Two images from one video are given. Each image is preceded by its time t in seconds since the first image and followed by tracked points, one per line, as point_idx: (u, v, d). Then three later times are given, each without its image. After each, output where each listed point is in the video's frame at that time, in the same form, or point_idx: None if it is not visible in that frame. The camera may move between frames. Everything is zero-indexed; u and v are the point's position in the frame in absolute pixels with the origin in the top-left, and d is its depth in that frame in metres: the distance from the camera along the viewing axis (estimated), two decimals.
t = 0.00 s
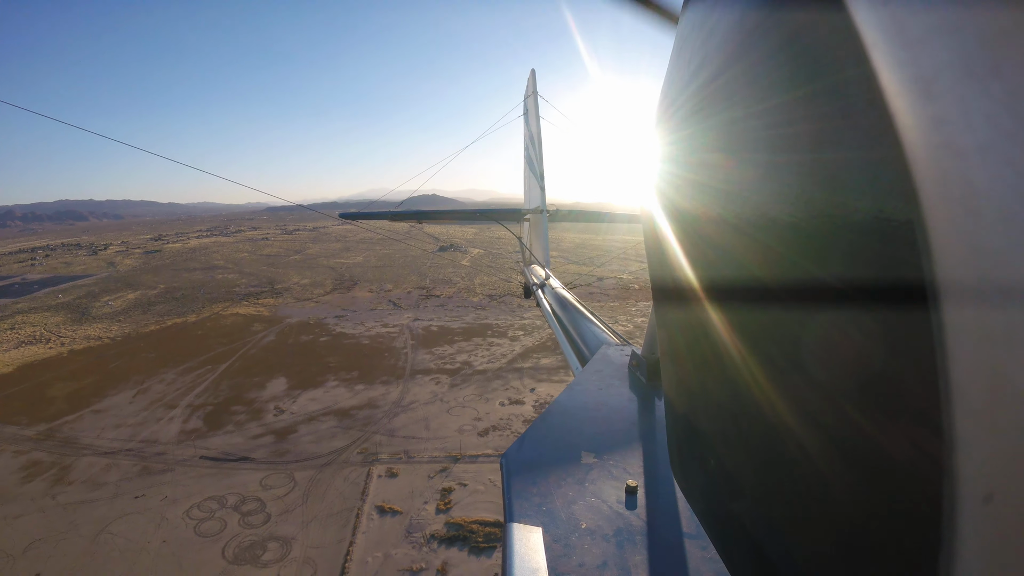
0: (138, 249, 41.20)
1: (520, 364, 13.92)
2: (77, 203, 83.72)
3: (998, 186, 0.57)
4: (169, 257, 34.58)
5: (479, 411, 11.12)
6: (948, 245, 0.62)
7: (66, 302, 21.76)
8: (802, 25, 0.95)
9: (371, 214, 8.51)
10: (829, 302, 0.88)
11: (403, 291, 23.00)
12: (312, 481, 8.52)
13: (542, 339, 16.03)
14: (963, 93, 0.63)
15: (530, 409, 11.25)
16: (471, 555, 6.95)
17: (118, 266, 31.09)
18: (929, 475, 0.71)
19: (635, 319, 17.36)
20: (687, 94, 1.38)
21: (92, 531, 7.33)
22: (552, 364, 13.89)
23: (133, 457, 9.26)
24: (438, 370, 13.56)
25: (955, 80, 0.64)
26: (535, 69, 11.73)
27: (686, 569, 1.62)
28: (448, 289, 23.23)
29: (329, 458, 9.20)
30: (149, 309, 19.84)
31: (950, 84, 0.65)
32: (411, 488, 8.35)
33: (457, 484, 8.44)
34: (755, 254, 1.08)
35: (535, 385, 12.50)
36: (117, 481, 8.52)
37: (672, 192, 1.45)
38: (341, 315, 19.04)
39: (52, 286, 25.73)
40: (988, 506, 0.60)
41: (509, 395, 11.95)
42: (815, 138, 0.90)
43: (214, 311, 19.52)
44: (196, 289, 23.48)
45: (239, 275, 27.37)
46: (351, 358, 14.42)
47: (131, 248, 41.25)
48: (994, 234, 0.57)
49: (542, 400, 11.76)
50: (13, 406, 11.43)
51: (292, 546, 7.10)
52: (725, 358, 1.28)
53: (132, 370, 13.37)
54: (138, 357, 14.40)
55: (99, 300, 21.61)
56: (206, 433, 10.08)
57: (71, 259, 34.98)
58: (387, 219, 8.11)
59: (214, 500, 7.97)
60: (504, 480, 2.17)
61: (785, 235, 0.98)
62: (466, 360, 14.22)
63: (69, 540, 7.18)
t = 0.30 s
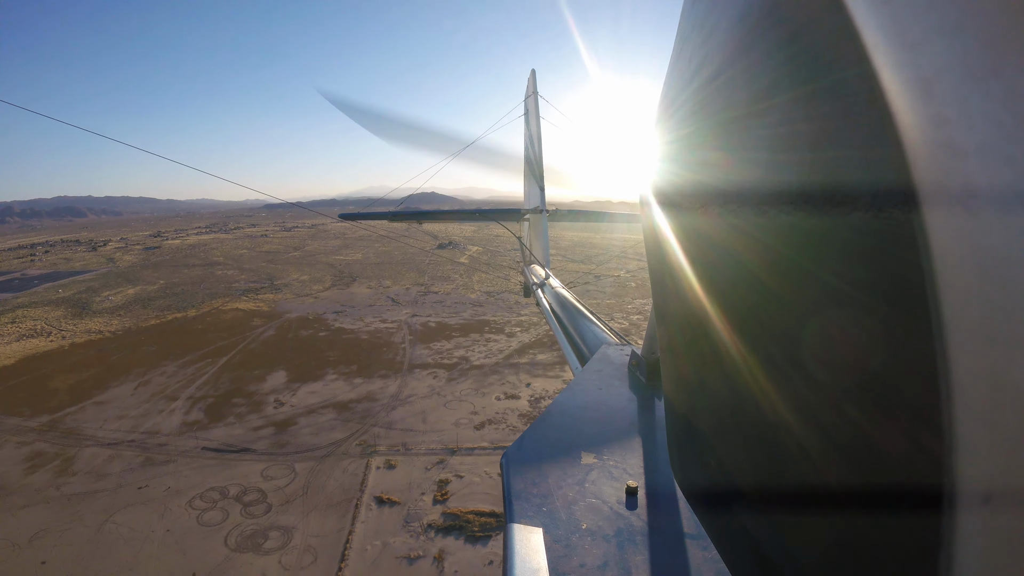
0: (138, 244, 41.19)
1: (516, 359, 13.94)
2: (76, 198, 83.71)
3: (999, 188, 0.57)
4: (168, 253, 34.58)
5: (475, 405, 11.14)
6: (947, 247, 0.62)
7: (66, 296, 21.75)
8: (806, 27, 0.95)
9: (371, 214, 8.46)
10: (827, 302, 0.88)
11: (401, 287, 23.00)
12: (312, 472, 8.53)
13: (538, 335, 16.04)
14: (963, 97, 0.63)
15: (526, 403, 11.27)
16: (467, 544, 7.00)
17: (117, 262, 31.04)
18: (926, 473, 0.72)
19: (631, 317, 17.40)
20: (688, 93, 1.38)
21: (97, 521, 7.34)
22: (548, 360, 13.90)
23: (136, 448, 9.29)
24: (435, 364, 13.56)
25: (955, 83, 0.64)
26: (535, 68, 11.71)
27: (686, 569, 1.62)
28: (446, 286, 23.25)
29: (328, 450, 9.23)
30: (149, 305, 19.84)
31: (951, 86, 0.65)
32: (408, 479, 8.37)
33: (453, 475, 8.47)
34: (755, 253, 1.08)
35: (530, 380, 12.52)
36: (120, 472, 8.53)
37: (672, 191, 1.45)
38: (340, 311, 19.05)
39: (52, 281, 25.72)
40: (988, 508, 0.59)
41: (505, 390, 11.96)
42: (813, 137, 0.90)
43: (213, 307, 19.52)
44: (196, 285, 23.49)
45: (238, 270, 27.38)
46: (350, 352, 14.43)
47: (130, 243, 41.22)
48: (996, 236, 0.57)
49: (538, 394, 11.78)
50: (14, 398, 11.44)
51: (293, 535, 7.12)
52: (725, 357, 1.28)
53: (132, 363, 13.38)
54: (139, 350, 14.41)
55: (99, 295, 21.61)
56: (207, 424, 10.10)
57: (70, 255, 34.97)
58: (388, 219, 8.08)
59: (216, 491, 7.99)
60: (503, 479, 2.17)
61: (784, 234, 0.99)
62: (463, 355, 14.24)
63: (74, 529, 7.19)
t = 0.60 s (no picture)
0: (138, 237, 41.23)
1: (513, 356, 13.96)
2: (76, 192, 83.66)
3: (998, 186, 0.57)
4: (168, 246, 34.57)
5: (472, 400, 11.18)
6: (947, 245, 0.63)
7: (67, 288, 21.78)
8: (808, 26, 0.95)
9: (370, 216, 8.42)
10: (827, 302, 0.88)
11: (400, 284, 23.03)
12: (311, 462, 8.60)
13: (536, 333, 16.06)
14: (963, 95, 0.63)
15: (522, 398, 11.32)
16: (462, 531, 7.09)
17: (116, 255, 31.04)
18: (926, 472, 0.72)
19: (628, 317, 17.48)
20: (687, 94, 1.38)
21: (100, 506, 7.40)
22: (544, 357, 13.93)
23: (137, 437, 9.33)
24: (433, 360, 13.59)
25: (957, 81, 0.64)
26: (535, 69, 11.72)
27: (686, 568, 1.63)
28: (445, 283, 23.28)
29: (328, 440, 9.27)
30: (150, 297, 19.89)
31: (951, 84, 0.65)
32: (405, 469, 8.46)
33: (450, 466, 8.54)
34: (755, 253, 1.08)
35: (527, 376, 12.56)
36: (123, 460, 8.59)
37: (672, 191, 1.45)
38: (340, 306, 19.07)
39: (52, 272, 25.75)
40: (988, 507, 0.59)
41: (502, 385, 12.00)
42: (813, 137, 0.91)
43: (213, 301, 19.56)
44: (196, 279, 23.53)
45: (238, 265, 27.40)
46: (349, 347, 14.46)
47: (129, 236, 41.25)
48: (996, 234, 0.57)
49: (534, 390, 11.83)
50: (18, 387, 11.50)
51: (292, 522, 7.19)
52: (725, 357, 1.28)
53: (134, 355, 13.41)
54: (141, 342, 14.45)
55: (100, 287, 21.65)
56: (208, 415, 10.15)
57: (70, 248, 34.99)
58: (387, 220, 8.07)
59: (218, 478, 8.05)
60: (503, 479, 2.17)
61: (784, 234, 0.99)
62: (461, 351, 14.28)
63: (77, 514, 7.25)
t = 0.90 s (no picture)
0: (144, 232, 41.40)
1: (514, 354, 14.00)
2: (79, 188, 83.73)
3: (1000, 185, 0.57)
4: (173, 242, 34.77)
5: (473, 396, 11.27)
6: (945, 245, 0.63)
7: (73, 283, 21.93)
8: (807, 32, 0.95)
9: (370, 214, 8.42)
10: (830, 302, 0.88)
11: (403, 282, 23.10)
12: (316, 455, 8.85)
13: (537, 332, 16.07)
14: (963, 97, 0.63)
15: (522, 396, 11.38)
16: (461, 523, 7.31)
17: (122, 250, 31.24)
18: (928, 472, 0.72)
19: (628, 317, 17.55)
20: (691, 95, 1.39)
21: (108, 496, 7.74)
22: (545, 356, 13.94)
23: (145, 431, 9.62)
24: (436, 357, 13.63)
25: (956, 82, 0.65)
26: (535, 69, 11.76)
27: (685, 569, 1.63)
28: (448, 282, 23.32)
29: (332, 436, 9.53)
30: (155, 293, 20.02)
31: (950, 86, 0.66)
32: (407, 464, 8.67)
33: (450, 461, 8.73)
34: (758, 254, 1.08)
35: (527, 374, 12.60)
36: (131, 453, 8.90)
37: (676, 191, 1.45)
38: (344, 303, 19.15)
39: (58, 267, 25.93)
40: (988, 508, 0.59)
41: (502, 382, 12.07)
42: (815, 139, 0.91)
43: (218, 297, 19.70)
44: (201, 275, 23.68)
45: (243, 262, 27.53)
46: (352, 343, 14.53)
47: (134, 232, 41.47)
48: (997, 234, 0.57)
49: (534, 387, 11.88)
50: (28, 381, 11.78)
51: (296, 512, 7.47)
52: (728, 357, 1.28)
53: (141, 351, 13.56)
54: (147, 338, 14.63)
55: (106, 283, 21.81)
56: (215, 410, 10.38)
57: (76, 243, 35.24)
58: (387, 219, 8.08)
59: (224, 471, 8.34)
60: (503, 480, 2.17)
61: (787, 234, 0.99)
62: (463, 348, 14.33)
63: (87, 503, 7.58)
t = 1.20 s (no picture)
0: (150, 235, 41.49)
1: (518, 353, 14.00)
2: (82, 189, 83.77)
3: (998, 182, 0.57)
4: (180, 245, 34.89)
5: (476, 394, 11.29)
6: (945, 242, 0.63)
7: (81, 285, 22.03)
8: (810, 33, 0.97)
9: (370, 215, 8.45)
10: (832, 301, 0.89)
11: (408, 283, 23.12)
12: (324, 449, 8.98)
13: (541, 331, 16.06)
14: (962, 93, 0.64)
15: (525, 392, 11.40)
16: (464, 515, 7.40)
17: (128, 253, 31.34)
18: (930, 467, 0.72)
19: (631, 317, 17.53)
20: (693, 95, 1.39)
21: (120, 489, 7.80)
22: (547, 354, 13.94)
23: (154, 426, 9.62)
24: (440, 355, 13.65)
25: (953, 81, 0.66)
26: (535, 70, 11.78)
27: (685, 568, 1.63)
28: (452, 282, 23.34)
29: (339, 430, 9.59)
30: (162, 294, 20.11)
31: (951, 85, 0.66)
32: (412, 457, 8.73)
33: (453, 455, 8.80)
34: (761, 253, 1.08)
35: (530, 372, 12.58)
36: (142, 447, 8.95)
37: (680, 190, 1.44)
38: (349, 304, 19.20)
39: (65, 270, 26.04)
40: (989, 506, 0.59)
41: (506, 379, 12.08)
42: (816, 137, 0.92)
43: (225, 298, 19.77)
44: (208, 276, 23.76)
45: (248, 263, 27.60)
46: (358, 343, 14.57)
47: (140, 235, 41.62)
48: (994, 232, 0.57)
49: (537, 385, 11.88)
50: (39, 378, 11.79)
51: (305, 503, 7.53)
52: (730, 355, 1.28)
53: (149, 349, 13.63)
54: (155, 337, 14.73)
55: (113, 284, 21.91)
56: (224, 406, 10.48)
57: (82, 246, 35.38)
58: (387, 220, 8.08)
59: (234, 464, 8.49)
60: (503, 479, 2.18)
61: (790, 231, 0.99)
62: (467, 347, 14.32)
63: (98, 497, 7.64)
